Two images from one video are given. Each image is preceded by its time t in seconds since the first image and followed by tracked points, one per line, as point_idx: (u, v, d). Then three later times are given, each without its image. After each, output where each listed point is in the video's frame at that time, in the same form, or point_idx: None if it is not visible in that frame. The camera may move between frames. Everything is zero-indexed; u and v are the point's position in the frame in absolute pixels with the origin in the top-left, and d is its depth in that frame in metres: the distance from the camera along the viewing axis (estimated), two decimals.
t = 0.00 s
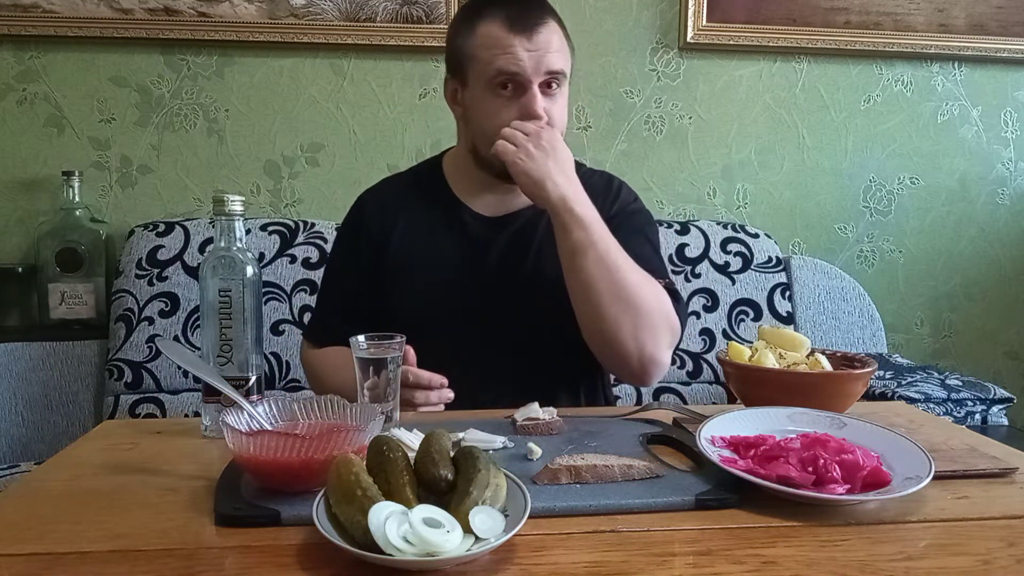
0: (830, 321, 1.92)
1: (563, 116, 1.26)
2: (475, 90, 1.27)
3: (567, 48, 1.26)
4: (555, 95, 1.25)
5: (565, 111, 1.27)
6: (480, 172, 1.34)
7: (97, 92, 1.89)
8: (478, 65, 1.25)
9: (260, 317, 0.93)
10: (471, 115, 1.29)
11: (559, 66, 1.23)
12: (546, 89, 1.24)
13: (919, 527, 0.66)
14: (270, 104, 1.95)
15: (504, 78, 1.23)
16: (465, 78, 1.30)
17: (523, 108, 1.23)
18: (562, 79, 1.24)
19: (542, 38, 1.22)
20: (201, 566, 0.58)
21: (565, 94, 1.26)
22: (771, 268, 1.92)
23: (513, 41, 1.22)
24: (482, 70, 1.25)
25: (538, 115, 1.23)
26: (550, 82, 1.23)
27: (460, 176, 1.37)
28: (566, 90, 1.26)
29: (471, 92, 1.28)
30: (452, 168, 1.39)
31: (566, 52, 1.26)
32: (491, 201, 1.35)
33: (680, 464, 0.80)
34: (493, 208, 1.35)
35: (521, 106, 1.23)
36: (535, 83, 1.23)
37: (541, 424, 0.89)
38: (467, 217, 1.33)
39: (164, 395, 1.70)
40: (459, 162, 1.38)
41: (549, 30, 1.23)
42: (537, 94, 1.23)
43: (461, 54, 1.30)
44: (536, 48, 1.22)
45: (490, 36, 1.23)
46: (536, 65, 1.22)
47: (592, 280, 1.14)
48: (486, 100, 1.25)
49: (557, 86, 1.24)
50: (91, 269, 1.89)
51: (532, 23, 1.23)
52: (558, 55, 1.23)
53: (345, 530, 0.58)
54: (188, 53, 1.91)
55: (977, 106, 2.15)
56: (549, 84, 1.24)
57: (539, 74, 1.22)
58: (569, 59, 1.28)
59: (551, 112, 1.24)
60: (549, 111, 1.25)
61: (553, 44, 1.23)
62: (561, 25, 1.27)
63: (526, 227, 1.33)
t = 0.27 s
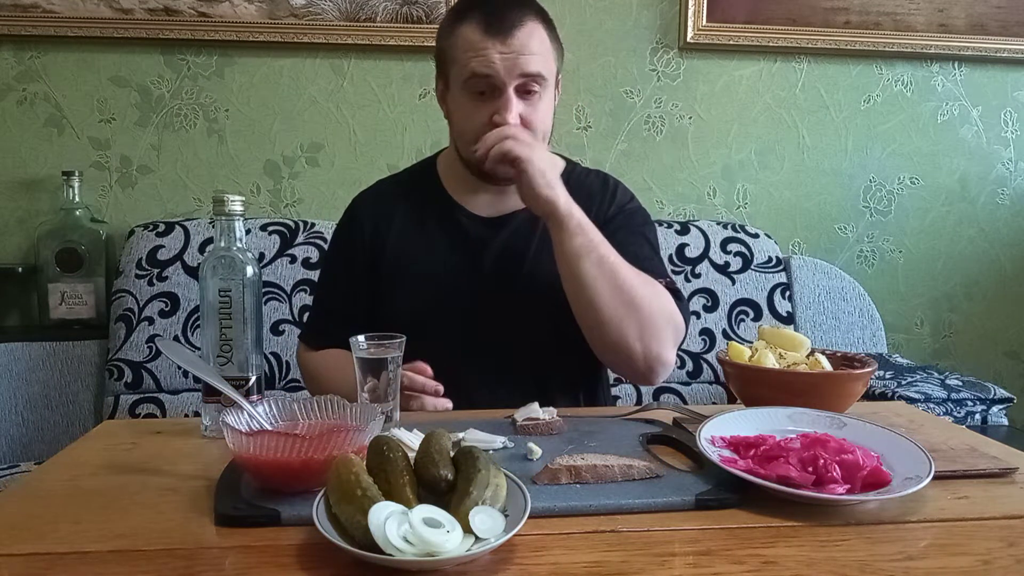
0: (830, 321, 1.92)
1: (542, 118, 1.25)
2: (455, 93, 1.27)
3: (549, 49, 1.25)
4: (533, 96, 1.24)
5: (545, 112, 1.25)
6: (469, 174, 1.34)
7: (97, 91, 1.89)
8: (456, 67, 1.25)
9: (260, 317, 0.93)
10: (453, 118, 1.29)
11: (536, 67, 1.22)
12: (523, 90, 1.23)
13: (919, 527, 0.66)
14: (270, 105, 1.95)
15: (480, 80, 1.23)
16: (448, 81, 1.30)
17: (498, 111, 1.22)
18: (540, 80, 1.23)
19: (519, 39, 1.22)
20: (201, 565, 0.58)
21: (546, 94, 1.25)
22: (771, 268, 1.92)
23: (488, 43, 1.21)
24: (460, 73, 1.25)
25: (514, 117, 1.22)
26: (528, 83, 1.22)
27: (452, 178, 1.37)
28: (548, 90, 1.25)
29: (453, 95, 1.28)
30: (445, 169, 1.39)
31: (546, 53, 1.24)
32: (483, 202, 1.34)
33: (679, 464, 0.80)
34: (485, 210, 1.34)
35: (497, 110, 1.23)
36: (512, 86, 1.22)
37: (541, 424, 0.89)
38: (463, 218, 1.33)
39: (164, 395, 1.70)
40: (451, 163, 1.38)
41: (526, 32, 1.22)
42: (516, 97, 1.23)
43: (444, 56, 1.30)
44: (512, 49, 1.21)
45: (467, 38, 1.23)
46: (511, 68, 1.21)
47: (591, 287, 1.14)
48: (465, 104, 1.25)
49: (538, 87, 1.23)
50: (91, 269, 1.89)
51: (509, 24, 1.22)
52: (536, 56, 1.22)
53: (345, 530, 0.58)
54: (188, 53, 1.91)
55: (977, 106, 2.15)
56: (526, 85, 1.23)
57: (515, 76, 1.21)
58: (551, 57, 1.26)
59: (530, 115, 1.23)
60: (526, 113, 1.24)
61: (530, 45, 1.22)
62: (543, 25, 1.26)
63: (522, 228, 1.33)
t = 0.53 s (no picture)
0: (830, 321, 1.92)
1: (528, 115, 1.26)
2: (440, 90, 1.28)
3: (534, 46, 1.25)
4: (517, 94, 1.24)
5: (531, 109, 1.26)
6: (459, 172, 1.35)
7: (97, 91, 1.89)
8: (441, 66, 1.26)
9: (260, 317, 0.93)
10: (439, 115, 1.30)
11: (519, 66, 1.22)
12: (507, 89, 1.23)
13: (920, 527, 0.66)
14: (270, 105, 1.95)
15: (463, 79, 1.23)
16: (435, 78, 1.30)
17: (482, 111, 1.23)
18: (523, 78, 1.23)
19: (503, 38, 1.21)
20: (201, 565, 0.58)
21: (532, 91, 1.25)
22: (771, 268, 1.92)
23: (471, 42, 1.21)
24: (444, 72, 1.25)
25: (498, 117, 1.24)
26: (511, 82, 1.23)
27: (447, 177, 1.37)
28: (533, 87, 1.25)
29: (439, 93, 1.29)
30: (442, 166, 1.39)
31: (530, 50, 1.24)
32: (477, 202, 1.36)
33: (680, 464, 0.80)
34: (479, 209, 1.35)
35: (481, 110, 1.24)
36: (495, 85, 1.23)
37: (541, 424, 0.89)
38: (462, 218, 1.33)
39: (164, 395, 1.70)
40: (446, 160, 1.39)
41: (509, 30, 1.22)
42: (499, 95, 1.23)
43: (430, 53, 1.30)
44: (493, 48, 1.21)
45: (450, 36, 1.23)
46: (494, 67, 1.21)
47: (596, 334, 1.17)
48: (451, 102, 1.26)
49: (522, 85, 1.24)
50: (91, 269, 1.89)
51: (493, 23, 1.22)
52: (519, 54, 1.22)
53: (345, 530, 0.58)
54: (188, 53, 1.91)
55: (977, 106, 2.15)
56: (509, 84, 1.23)
57: (498, 75, 1.22)
58: (536, 54, 1.26)
59: (514, 113, 1.24)
60: (511, 111, 1.25)
61: (513, 44, 1.22)
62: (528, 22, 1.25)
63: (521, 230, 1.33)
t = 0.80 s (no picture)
0: (830, 321, 1.92)
1: (518, 106, 1.26)
2: (433, 85, 1.28)
3: (524, 38, 1.27)
4: (508, 85, 1.25)
5: (521, 100, 1.26)
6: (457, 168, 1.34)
7: (97, 91, 1.89)
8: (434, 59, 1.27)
9: (260, 317, 0.93)
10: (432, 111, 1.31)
11: (508, 54, 1.23)
12: (497, 78, 1.24)
13: (920, 527, 0.66)
14: (270, 105, 1.95)
15: (453, 70, 1.24)
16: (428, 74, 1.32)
17: (471, 99, 1.23)
18: (513, 69, 1.24)
19: (493, 29, 1.23)
20: (201, 566, 0.58)
21: (522, 83, 1.26)
22: (771, 268, 1.92)
23: (461, 33, 1.23)
24: (436, 64, 1.26)
25: (488, 105, 1.23)
26: (502, 72, 1.24)
27: (449, 177, 1.36)
28: (523, 79, 1.26)
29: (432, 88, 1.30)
30: (440, 166, 1.39)
31: (520, 41, 1.26)
32: (479, 203, 1.35)
33: (680, 464, 0.80)
34: (482, 210, 1.34)
35: (470, 100, 1.24)
36: (485, 75, 1.23)
37: (541, 424, 0.89)
38: (463, 219, 1.33)
39: (164, 395, 1.70)
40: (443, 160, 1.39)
41: (498, 21, 1.24)
42: (489, 85, 1.24)
43: (425, 51, 1.32)
44: (483, 38, 1.23)
45: (441, 29, 1.25)
46: (483, 56, 1.22)
47: (630, 362, 1.22)
48: (442, 94, 1.27)
49: (512, 76, 1.25)
50: (91, 269, 1.89)
51: (484, 15, 1.24)
52: (509, 44, 1.24)
53: (345, 530, 0.58)
54: (188, 53, 1.91)
55: (977, 106, 2.15)
56: (499, 73, 1.24)
57: (487, 63, 1.23)
58: (528, 48, 1.27)
59: (504, 103, 1.25)
60: (501, 102, 1.24)
61: (502, 34, 1.24)
62: (518, 16, 1.27)
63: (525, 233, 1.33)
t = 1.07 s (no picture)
0: (830, 321, 1.92)
1: (536, 95, 1.27)
2: (449, 75, 1.29)
3: (545, 32, 1.29)
4: (527, 75, 1.27)
5: (539, 91, 1.28)
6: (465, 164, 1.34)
7: (97, 92, 1.89)
8: (452, 50, 1.29)
9: (260, 317, 0.93)
10: (447, 101, 1.31)
11: (530, 44, 1.25)
12: (517, 67, 1.26)
13: (920, 527, 0.66)
14: (270, 105, 1.95)
15: (474, 57, 1.26)
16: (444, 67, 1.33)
17: (491, 85, 1.24)
18: (534, 59, 1.26)
19: (516, 19, 1.26)
20: (201, 566, 0.58)
21: (541, 76, 1.28)
22: (771, 268, 1.92)
23: (483, 22, 1.25)
24: (455, 54, 1.28)
25: (508, 91, 1.24)
26: (523, 61, 1.26)
27: (455, 177, 1.36)
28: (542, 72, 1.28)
29: (447, 79, 1.31)
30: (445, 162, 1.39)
31: (541, 35, 1.28)
32: (485, 202, 1.35)
33: (680, 464, 0.80)
34: (487, 210, 1.34)
35: (490, 85, 1.25)
36: (506, 62, 1.25)
37: (541, 424, 0.89)
38: (466, 221, 1.33)
39: (163, 395, 1.70)
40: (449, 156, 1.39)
41: (520, 12, 1.26)
42: (509, 73, 1.26)
43: (441, 44, 1.33)
44: (506, 26, 1.25)
45: (463, 18, 1.27)
46: (506, 44, 1.24)
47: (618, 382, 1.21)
48: (460, 82, 1.28)
49: (532, 66, 1.27)
50: (91, 269, 1.89)
51: (505, 6, 1.26)
52: (531, 34, 1.26)
53: (345, 530, 0.58)
54: (188, 53, 1.91)
55: (977, 106, 2.15)
56: (520, 62, 1.26)
57: (510, 51, 1.25)
58: (548, 43, 1.30)
59: (523, 92, 1.26)
60: (520, 90, 1.26)
61: (524, 24, 1.26)
62: (539, 11, 1.30)
63: (529, 236, 1.34)
